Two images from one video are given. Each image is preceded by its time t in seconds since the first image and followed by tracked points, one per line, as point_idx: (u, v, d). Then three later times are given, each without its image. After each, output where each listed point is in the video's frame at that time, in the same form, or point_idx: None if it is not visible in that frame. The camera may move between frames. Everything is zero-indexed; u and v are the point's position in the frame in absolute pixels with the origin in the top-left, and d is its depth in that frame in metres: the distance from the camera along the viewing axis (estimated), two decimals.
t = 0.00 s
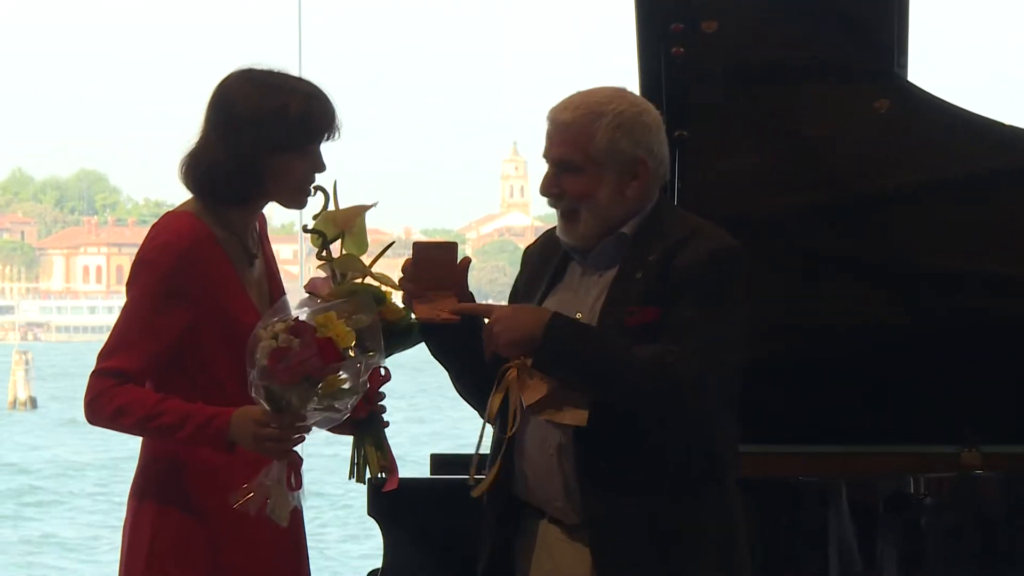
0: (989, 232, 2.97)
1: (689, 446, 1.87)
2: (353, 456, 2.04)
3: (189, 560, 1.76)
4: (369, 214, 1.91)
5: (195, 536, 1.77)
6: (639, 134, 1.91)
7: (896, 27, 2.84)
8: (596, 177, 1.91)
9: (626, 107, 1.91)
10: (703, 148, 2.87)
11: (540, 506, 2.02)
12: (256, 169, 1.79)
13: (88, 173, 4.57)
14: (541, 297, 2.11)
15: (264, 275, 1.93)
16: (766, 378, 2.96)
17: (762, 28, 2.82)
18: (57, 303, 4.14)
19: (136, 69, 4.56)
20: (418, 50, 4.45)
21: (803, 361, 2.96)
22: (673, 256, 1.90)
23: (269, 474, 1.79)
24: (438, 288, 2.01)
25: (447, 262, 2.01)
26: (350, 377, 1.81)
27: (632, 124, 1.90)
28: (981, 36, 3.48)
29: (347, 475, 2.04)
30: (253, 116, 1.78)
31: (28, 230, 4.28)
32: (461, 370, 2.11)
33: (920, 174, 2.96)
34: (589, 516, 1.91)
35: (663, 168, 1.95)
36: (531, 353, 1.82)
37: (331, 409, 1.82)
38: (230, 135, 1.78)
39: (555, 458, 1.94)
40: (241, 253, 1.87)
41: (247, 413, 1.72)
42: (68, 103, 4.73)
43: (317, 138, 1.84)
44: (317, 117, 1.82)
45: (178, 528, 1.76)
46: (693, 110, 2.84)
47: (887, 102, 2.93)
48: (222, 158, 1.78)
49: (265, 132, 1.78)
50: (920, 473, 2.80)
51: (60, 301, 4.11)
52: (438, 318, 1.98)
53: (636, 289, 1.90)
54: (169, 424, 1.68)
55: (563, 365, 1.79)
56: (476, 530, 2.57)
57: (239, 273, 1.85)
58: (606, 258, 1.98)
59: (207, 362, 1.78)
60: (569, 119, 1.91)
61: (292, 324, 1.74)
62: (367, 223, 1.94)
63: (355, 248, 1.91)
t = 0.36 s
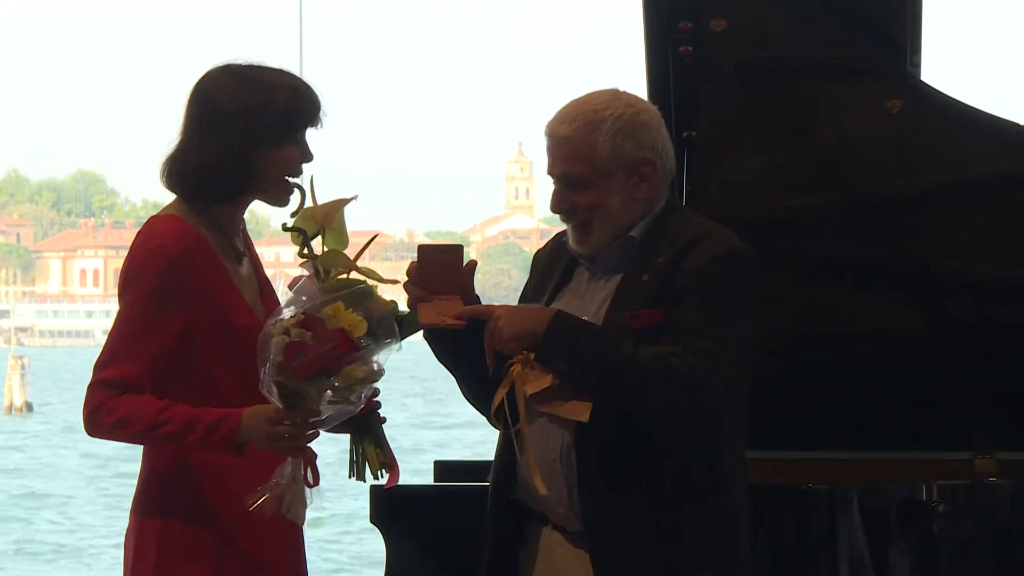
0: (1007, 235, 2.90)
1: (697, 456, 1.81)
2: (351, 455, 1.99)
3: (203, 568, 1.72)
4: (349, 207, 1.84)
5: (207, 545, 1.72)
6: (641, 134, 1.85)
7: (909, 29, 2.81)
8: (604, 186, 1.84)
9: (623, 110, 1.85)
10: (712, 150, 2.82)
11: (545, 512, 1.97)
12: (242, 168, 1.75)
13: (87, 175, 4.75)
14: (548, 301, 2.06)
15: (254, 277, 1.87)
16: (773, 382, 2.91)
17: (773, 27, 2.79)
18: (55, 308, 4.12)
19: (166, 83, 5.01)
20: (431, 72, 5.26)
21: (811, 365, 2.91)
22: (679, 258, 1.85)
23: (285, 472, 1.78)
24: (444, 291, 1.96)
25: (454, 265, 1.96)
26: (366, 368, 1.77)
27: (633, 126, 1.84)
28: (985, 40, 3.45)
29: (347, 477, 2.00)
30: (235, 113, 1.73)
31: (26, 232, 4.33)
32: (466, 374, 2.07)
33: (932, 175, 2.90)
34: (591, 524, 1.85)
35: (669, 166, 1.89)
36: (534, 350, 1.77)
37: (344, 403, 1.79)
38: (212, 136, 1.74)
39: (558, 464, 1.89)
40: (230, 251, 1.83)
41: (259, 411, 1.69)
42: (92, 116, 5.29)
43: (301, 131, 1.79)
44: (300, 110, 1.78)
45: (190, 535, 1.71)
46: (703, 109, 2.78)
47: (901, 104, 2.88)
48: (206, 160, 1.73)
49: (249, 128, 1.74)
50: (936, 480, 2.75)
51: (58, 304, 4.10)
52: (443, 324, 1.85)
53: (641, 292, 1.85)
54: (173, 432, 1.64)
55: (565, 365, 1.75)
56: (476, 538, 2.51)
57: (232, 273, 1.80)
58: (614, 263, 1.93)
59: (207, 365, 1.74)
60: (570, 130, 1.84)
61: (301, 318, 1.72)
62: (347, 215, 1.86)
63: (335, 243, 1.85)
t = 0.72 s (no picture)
0: (1012, 236, 2.90)
1: (700, 454, 1.81)
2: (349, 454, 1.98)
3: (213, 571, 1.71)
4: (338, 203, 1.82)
5: (215, 548, 1.71)
6: (638, 133, 1.85)
7: (914, 28, 2.82)
8: (603, 185, 1.84)
9: (621, 109, 1.85)
10: (716, 150, 2.82)
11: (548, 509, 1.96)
12: (237, 168, 1.74)
13: (92, 174, 4.84)
14: (550, 301, 2.06)
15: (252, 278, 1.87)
16: (777, 383, 2.90)
17: (779, 26, 2.80)
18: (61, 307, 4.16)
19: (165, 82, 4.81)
20: (430, 70, 4.84)
21: (813, 365, 2.90)
22: (681, 256, 1.84)
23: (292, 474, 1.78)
24: (446, 291, 1.96)
25: (455, 266, 1.97)
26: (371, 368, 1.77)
27: (630, 124, 1.84)
28: (991, 41, 3.49)
29: (347, 474, 1.99)
30: (228, 114, 1.73)
31: (30, 231, 4.35)
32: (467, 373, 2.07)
33: (936, 175, 2.90)
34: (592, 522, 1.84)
35: (667, 166, 1.90)
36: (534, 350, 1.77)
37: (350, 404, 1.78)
38: (206, 136, 1.73)
39: (563, 460, 1.89)
40: (225, 250, 1.81)
41: (264, 413, 1.68)
42: (93, 115, 5.05)
43: (296, 131, 1.79)
44: (293, 109, 1.77)
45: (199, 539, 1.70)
46: (708, 108, 2.79)
47: (906, 103, 2.88)
48: (199, 160, 1.72)
49: (243, 128, 1.73)
50: (939, 480, 2.77)
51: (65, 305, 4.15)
52: (445, 324, 1.88)
53: (643, 290, 1.85)
54: (179, 435, 1.63)
55: (566, 365, 1.75)
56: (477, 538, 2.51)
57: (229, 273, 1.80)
58: (615, 263, 1.93)
59: (208, 368, 1.73)
60: (568, 131, 1.84)
61: (305, 319, 1.71)
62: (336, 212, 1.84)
63: (324, 238, 1.83)
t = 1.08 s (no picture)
0: None
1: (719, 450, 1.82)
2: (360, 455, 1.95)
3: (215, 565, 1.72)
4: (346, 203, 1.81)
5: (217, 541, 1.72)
6: (661, 123, 1.86)
7: (929, 27, 2.83)
8: (627, 171, 1.84)
9: (643, 99, 1.86)
10: (731, 148, 2.81)
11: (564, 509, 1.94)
12: (232, 162, 1.75)
13: (106, 173, 5.51)
14: (563, 300, 2.03)
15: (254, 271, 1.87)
16: (791, 383, 2.89)
17: (796, 24, 2.81)
18: (74, 304, 4.70)
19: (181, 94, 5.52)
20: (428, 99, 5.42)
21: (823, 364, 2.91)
22: (696, 253, 1.84)
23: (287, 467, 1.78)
24: (458, 286, 1.96)
25: (466, 257, 1.96)
26: (360, 357, 1.75)
27: (654, 114, 1.85)
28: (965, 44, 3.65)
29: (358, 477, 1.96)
30: (222, 108, 1.74)
31: (48, 229, 5.20)
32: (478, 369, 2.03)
33: (950, 174, 2.92)
34: (609, 518, 1.83)
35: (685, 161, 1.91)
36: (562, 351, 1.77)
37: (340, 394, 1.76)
38: (200, 131, 1.74)
39: (583, 455, 1.87)
40: (223, 246, 1.81)
41: (257, 407, 1.67)
42: (99, 116, 5.56)
43: (290, 122, 1.79)
44: (286, 101, 1.77)
45: (200, 534, 1.71)
46: (722, 107, 2.79)
47: (920, 102, 2.89)
48: (194, 156, 1.73)
49: (236, 123, 1.74)
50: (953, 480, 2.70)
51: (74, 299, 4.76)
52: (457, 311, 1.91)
53: (660, 288, 1.84)
54: (177, 430, 1.64)
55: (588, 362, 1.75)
56: (486, 537, 2.50)
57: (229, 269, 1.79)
58: (631, 259, 1.92)
59: (206, 363, 1.73)
60: (592, 116, 1.84)
61: (294, 310, 1.69)
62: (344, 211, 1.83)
63: (332, 240, 1.82)
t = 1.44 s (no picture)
0: None
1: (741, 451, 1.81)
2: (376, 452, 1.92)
3: (208, 561, 1.68)
4: (364, 202, 1.79)
5: (214, 536, 1.69)
6: (671, 128, 1.85)
7: (945, 27, 2.84)
8: (639, 180, 1.83)
9: (652, 104, 1.85)
10: (744, 149, 2.82)
11: (577, 510, 1.93)
12: (228, 154, 1.71)
13: (121, 172, 5.81)
14: (579, 304, 2.00)
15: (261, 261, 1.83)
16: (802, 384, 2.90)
17: (811, 23, 2.82)
18: (88, 304, 4.92)
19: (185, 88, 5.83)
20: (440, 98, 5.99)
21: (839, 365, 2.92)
22: (719, 255, 1.85)
23: (275, 459, 1.71)
24: (472, 281, 1.90)
25: (478, 253, 1.90)
26: (339, 343, 1.67)
27: (663, 120, 1.84)
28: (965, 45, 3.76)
29: (374, 474, 1.92)
30: (214, 101, 1.70)
31: (60, 231, 5.40)
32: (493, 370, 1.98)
33: (964, 175, 2.94)
34: (630, 520, 1.83)
35: (697, 163, 1.90)
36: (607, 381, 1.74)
37: (326, 382, 1.71)
38: (194, 124, 1.71)
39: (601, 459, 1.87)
40: (225, 240, 1.77)
41: (242, 398, 1.65)
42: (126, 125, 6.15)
43: (285, 111, 1.75)
44: (280, 91, 1.74)
45: (192, 528, 1.68)
46: (736, 108, 2.80)
47: (935, 101, 2.90)
48: (189, 149, 1.70)
49: (231, 115, 1.70)
50: (970, 480, 2.69)
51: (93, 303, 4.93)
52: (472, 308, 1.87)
53: (686, 294, 1.84)
54: (166, 423, 1.61)
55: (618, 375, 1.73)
56: (501, 537, 2.49)
57: (229, 261, 1.75)
58: (649, 261, 1.90)
59: (203, 355, 1.70)
60: (600, 128, 1.83)
61: (273, 296, 1.64)
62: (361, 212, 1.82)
63: (352, 241, 1.80)
